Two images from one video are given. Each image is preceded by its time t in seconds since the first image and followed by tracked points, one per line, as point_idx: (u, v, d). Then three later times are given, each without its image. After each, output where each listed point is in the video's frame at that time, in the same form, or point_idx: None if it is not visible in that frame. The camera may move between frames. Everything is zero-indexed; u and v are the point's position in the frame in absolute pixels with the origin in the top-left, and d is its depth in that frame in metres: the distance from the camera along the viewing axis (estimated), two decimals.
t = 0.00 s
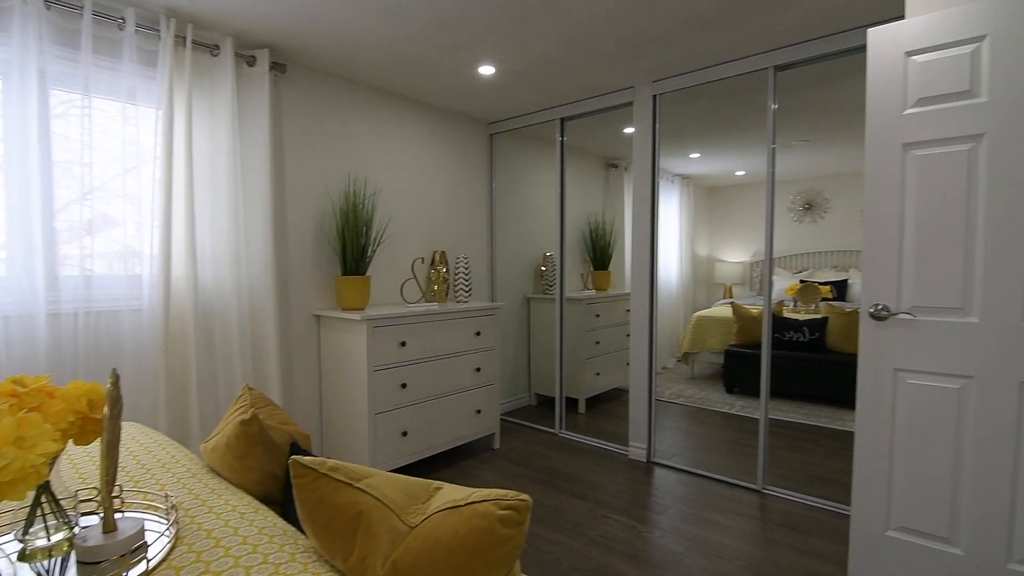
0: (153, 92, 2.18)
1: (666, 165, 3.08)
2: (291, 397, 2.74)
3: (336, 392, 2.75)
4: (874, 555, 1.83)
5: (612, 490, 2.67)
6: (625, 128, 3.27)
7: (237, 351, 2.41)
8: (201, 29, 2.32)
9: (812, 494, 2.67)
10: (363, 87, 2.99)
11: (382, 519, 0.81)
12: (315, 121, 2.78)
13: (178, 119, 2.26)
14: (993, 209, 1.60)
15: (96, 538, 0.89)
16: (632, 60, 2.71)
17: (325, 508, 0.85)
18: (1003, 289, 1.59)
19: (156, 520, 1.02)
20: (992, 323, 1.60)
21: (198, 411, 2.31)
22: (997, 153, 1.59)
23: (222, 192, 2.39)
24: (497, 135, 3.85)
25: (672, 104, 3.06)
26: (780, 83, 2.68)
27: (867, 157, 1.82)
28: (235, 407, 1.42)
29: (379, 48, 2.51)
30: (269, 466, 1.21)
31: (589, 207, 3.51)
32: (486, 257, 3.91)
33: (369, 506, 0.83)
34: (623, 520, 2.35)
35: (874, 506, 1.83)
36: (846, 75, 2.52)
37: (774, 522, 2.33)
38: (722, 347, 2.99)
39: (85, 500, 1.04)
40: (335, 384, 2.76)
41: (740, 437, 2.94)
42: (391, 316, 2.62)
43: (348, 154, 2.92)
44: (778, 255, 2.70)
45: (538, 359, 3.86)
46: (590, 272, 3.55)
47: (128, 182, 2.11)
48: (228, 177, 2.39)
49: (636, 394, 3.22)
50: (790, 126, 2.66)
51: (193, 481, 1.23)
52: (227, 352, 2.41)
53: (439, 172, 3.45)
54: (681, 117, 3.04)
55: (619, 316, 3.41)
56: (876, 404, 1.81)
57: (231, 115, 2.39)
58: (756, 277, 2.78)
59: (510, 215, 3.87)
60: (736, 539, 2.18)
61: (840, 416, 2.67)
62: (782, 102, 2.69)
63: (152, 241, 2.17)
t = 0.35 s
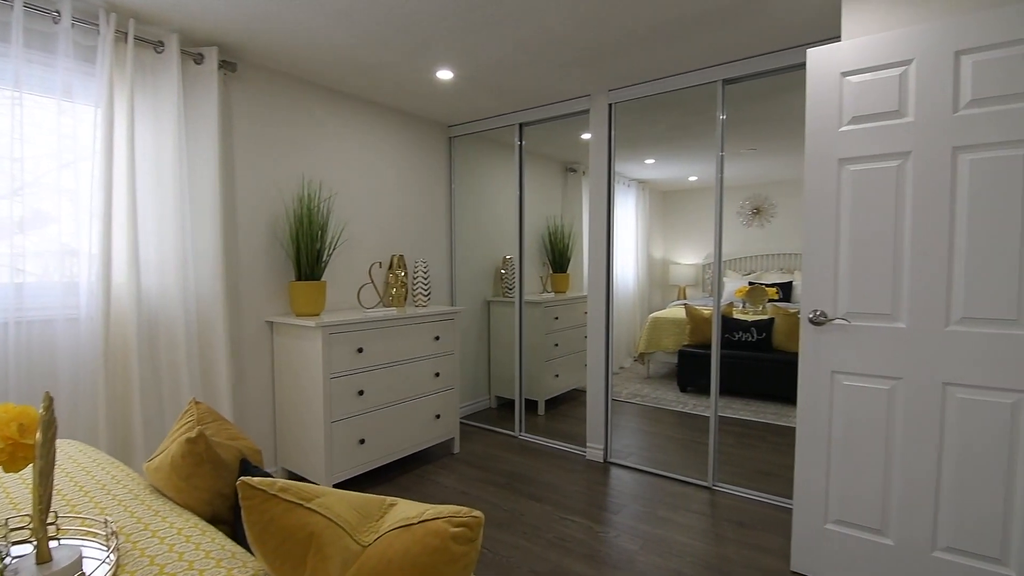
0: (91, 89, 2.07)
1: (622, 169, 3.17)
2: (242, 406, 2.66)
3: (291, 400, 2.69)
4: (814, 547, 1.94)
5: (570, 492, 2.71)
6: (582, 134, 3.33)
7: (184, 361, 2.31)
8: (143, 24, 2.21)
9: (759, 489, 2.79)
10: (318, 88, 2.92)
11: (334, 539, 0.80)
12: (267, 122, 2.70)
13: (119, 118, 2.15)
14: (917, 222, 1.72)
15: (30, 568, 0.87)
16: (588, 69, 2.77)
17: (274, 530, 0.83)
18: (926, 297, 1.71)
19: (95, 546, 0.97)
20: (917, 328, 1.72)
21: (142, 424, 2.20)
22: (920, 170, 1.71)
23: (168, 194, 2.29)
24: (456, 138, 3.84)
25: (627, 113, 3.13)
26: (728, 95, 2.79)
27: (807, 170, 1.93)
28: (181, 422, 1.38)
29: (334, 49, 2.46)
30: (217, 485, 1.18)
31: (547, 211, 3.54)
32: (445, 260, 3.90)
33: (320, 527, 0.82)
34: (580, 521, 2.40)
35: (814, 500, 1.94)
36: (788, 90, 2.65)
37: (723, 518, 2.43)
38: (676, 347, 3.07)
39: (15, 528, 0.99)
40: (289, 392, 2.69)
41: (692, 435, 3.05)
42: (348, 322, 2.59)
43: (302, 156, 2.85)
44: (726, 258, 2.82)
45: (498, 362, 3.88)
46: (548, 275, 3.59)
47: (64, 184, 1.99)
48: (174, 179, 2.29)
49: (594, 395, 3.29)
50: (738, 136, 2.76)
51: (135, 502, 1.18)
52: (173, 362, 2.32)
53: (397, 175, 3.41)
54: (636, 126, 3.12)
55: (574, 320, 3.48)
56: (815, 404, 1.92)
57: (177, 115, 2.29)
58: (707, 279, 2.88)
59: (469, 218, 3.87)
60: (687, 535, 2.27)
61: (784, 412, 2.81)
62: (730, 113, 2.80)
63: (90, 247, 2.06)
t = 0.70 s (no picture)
0: (38, 84, 1.96)
1: (590, 172, 3.21)
2: (201, 414, 2.57)
3: (253, 407, 2.62)
4: (774, 543, 2.01)
5: (539, 494, 2.73)
6: (550, 137, 3.35)
7: (139, 369, 2.22)
8: (94, 17, 2.11)
9: (722, 487, 2.85)
10: (280, 86, 2.85)
11: (296, 558, 0.79)
12: (227, 121, 2.62)
13: (69, 114, 2.05)
14: (868, 230, 1.80)
15: None
16: (556, 73, 2.79)
17: (233, 550, 0.81)
18: (876, 301, 1.79)
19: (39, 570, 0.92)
20: (868, 331, 1.80)
21: (95, 436, 2.10)
22: (871, 180, 1.79)
23: (120, 195, 2.19)
24: (424, 140, 3.81)
25: (594, 118, 3.17)
26: (691, 103, 2.85)
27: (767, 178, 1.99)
28: (134, 436, 1.33)
29: (298, 47, 2.41)
30: (174, 503, 1.14)
31: (516, 213, 3.55)
32: (413, 263, 3.86)
33: (281, 546, 0.80)
34: (549, 523, 2.41)
35: (774, 497, 2.00)
36: (749, 99, 2.73)
37: (688, 516, 2.49)
38: (643, 347, 3.13)
39: None
40: (251, 398, 2.62)
41: (658, 435, 3.11)
42: (312, 326, 2.53)
43: (264, 156, 2.78)
44: (689, 259, 2.88)
45: (467, 364, 3.86)
46: (517, 277, 3.60)
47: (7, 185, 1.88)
48: (128, 179, 2.19)
49: (562, 397, 3.31)
50: (701, 143, 2.83)
51: (83, 522, 1.12)
52: (127, 370, 2.22)
53: (363, 176, 3.36)
54: (603, 130, 3.16)
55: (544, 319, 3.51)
56: (774, 405, 1.98)
57: (131, 112, 2.20)
58: (673, 279, 2.93)
59: (437, 220, 3.84)
60: (653, 534, 2.31)
61: (746, 411, 2.95)
62: (693, 120, 2.86)
63: (37, 250, 1.95)
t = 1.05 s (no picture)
0: None
1: (569, 172, 3.23)
2: (172, 418, 2.50)
3: (227, 409, 2.56)
4: (750, 537, 2.05)
5: (520, 493, 2.73)
6: (530, 137, 3.35)
7: (106, 371, 2.15)
8: (57, 7, 2.03)
9: (699, 483, 2.89)
10: (255, 82, 2.79)
11: (272, 564, 0.77)
12: (199, 116, 2.55)
13: (30, 108, 1.97)
14: (840, 231, 1.85)
15: None
16: (536, 72, 2.79)
17: (207, 558, 0.79)
18: (847, 300, 1.84)
19: None
20: (839, 329, 1.85)
21: (60, 441, 2.03)
22: (843, 182, 1.83)
23: (86, 191, 2.11)
24: (403, 138, 3.77)
25: (574, 118, 3.18)
26: (669, 104, 2.89)
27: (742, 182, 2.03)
28: (103, 441, 1.28)
29: (272, 41, 2.36)
30: (144, 509, 1.11)
31: (496, 212, 3.54)
32: (392, 262, 3.82)
33: (257, 553, 0.78)
34: (529, 522, 2.42)
35: (750, 493, 2.04)
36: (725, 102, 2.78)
37: (666, 513, 2.52)
38: (621, 347, 3.16)
39: None
40: (225, 400, 2.56)
41: (636, 433, 3.14)
42: (289, 326, 2.49)
43: (238, 152, 2.72)
44: (667, 259, 2.92)
45: (447, 364, 3.84)
46: (497, 277, 3.60)
47: None
48: (94, 175, 2.12)
49: (541, 396, 3.31)
50: (678, 144, 2.87)
51: (49, 532, 1.07)
52: (94, 373, 2.15)
53: (341, 175, 3.31)
54: (583, 131, 3.18)
55: (523, 318, 3.50)
56: (750, 402, 2.02)
57: (97, 106, 2.12)
58: (650, 278, 2.97)
59: (417, 219, 3.81)
60: (632, 531, 2.33)
61: (723, 407, 3.00)
62: (670, 122, 2.90)
63: None
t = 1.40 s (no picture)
0: None
1: (557, 171, 3.23)
2: (155, 420, 2.45)
3: (211, 410, 2.52)
4: (736, 534, 2.07)
5: (508, 492, 2.73)
6: (518, 136, 3.35)
7: (86, 372, 2.11)
8: None
9: (686, 480, 2.93)
10: (239, 78, 2.75)
11: (258, 566, 0.76)
12: (182, 112, 2.51)
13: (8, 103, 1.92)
14: (824, 230, 1.87)
15: None
16: (525, 71, 2.79)
17: (192, 561, 0.78)
18: (831, 298, 1.86)
19: None
20: (823, 327, 1.88)
21: (38, 444, 1.98)
22: (827, 182, 1.86)
23: (66, 188, 2.07)
24: (390, 136, 3.74)
25: (562, 117, 3.19)
26: (656, 104, 2.91)
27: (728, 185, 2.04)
28: (82, 443, 1.26)
29: (258, 37, 2.33)
30: (126, 512, 1.09)
31: (484, 211, 3.54)
32: (379, 261, 3.79)
33: (243, 554, 0.77)
34: (518, 521, 2.42)
35: (736, 490, 2.06)
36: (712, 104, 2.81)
37: (653, 510, 2.54)
38: (609, 346, 3.16)
39: None
40: (209, 401, 2.53)
41: (624, 431, 3.16)
42: (274, 326, 2.46)
43: (223, 150, 2.68)
44: (654, 258, 2.94)
45: (435, 364, 3.83)
46: (485, 276, 3.59)
47: None
48: (74, 172, 2.07)
49: (529, 395, 3.31)
50: (665, 144, 2.89)
51: (27, 536, 1.04)
52: (74, 374, 2.10)
53: (327, 172, 3.28)
54: (571, 130, 3.19)
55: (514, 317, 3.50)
56: (736, 400, 2.04)
57: (77, 101, 2.08)
58: (637, 278, 3.00)
59: (404, 218, 3.79)
60: (620, 529, 2.34)
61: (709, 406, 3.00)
62: (657, 122, 2.92)
63: None
